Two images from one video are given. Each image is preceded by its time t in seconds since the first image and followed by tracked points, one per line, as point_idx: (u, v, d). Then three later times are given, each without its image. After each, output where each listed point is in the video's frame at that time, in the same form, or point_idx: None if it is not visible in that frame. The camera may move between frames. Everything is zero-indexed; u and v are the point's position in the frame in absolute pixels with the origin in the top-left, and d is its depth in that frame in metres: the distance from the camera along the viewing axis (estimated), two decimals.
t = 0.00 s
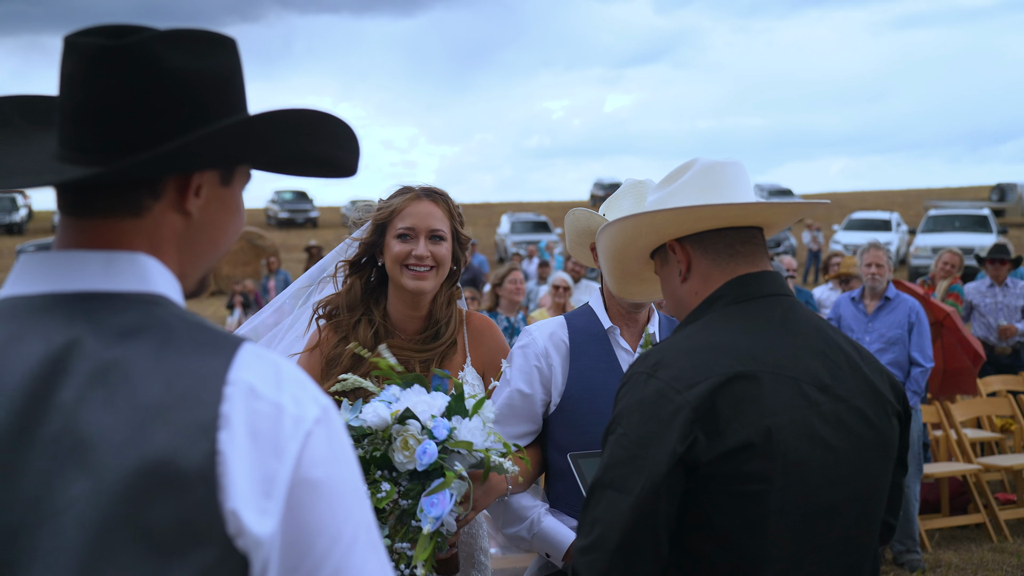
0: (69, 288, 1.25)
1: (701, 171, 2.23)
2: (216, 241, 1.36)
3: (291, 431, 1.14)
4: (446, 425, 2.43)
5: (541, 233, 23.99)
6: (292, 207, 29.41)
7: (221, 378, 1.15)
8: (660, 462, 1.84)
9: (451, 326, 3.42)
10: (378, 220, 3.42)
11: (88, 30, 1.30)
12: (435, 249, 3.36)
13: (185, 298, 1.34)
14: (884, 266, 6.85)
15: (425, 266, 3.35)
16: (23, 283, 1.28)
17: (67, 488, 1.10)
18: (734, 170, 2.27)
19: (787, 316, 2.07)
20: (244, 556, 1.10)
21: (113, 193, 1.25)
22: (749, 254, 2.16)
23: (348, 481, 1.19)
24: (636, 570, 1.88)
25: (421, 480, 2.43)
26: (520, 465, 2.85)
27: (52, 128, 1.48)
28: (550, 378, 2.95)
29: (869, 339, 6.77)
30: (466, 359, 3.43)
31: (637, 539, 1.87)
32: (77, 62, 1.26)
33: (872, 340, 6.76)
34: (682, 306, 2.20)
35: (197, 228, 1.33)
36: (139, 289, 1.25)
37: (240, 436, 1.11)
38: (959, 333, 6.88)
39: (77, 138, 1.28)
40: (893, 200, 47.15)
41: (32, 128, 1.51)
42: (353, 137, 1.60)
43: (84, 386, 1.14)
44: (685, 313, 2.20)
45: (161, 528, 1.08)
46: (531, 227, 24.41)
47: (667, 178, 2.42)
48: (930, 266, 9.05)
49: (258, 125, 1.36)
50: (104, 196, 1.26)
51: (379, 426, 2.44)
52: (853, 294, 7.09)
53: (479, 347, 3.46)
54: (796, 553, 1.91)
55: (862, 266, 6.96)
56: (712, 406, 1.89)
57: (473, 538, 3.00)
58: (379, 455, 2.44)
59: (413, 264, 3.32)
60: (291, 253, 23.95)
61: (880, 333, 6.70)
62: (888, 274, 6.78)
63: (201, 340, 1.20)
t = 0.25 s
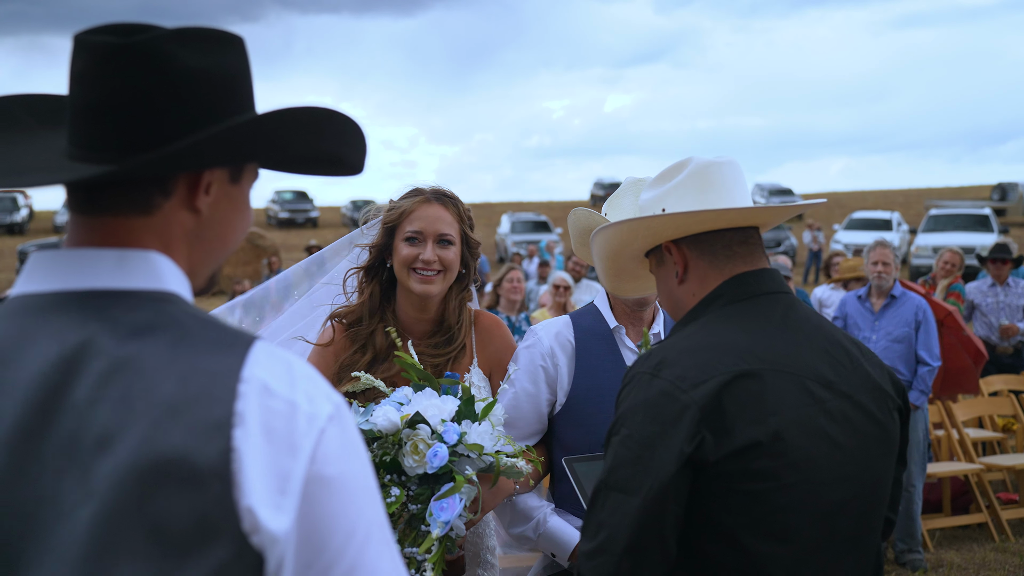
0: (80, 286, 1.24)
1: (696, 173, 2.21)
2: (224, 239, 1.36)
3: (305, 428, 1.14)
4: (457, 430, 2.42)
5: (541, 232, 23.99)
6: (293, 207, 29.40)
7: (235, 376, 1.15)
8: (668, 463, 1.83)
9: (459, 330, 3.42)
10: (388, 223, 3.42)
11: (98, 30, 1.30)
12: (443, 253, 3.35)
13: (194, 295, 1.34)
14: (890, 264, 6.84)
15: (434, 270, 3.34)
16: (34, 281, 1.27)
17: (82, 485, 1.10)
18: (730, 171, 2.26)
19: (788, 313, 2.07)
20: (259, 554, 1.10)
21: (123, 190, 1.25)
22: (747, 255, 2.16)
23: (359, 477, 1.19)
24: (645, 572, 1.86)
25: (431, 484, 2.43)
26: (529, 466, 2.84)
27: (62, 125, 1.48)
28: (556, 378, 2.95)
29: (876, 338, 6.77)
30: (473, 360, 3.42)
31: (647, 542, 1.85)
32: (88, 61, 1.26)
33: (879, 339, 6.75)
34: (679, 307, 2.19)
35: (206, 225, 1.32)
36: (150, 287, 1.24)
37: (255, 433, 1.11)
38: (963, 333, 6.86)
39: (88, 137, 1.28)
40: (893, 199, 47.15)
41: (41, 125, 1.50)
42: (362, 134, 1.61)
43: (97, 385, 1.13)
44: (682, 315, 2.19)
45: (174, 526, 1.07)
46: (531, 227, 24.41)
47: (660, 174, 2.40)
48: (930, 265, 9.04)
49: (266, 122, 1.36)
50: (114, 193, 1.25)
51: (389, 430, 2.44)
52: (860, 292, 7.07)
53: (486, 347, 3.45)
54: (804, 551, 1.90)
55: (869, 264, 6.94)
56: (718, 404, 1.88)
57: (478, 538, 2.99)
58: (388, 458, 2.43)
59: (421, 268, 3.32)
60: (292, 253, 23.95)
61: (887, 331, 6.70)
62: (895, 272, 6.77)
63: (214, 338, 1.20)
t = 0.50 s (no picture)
0: (89, 285, 1.24)
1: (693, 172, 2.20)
2: (231, 238, 1.36)
3: (316, 426, 1.15)
4: (468, 435, 2.40)
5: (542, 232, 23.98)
6: (294, 207, 29.40)
7: (245, 374, 1.15)
8: (669, 469, 1.82)
9: (466, 331, 3.41)
10: (398, 225, 3.40)
11: (105, 28, 1.30)
12: (450, 256, 3.35)
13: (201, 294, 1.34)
14: (897, 263, 6.82)
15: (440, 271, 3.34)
16: (42, 281, 1.27)
17: (92, 485, 1.10)
18: (729, 168, 2.24)
19: (787, 312, 2.07)
20: (270, 552, 1.11)
21: (131, 189, 1.25)
22: (746, 256, 2.14)
23: (369, 475, 1.19)
24: None
25: (440, 489, 2.44)
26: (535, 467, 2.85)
27: (67, 124, 1.47)
28: (559, 378, 2.95)
29: (882, 337, 6.75)
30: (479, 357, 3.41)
31: (649, 548, 1.84)
32: (97, 60, 1.26)
33: (886, 338, 6.73)
34: (676, 307, 2.17)
35: (213, 224, 1.32)
36: (159, 286, 1.24)
37: (267, 430, 1.12)
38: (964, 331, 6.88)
39: (96, 135, 1.27)
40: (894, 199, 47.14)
41: (46, 124, 1.49)
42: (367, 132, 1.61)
43: (109, 384, 1.13)
44: (678, 314, 2.18)
45: (188, 524, 1.09)
46: (532, 227, 24.41)
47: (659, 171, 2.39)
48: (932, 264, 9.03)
49: (275, 121, 1.36)
50: (122, 192, 1.25)
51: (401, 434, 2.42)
52: (866, 291, 7.07)
53: (491, 346, 3.44)
54: (807, 552, 1.90)
55: (876, 263, 6.93)
56: (718, 407, 1.88)
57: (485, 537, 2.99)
58: (400, 464, 2.43)
59: (427, 270, 3.32)
60: (292, 253, 23.96)
61: (893, 331, 6.68)
62: (901, 272, 6.75)
63: (224, 336, 1.20)
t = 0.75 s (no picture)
0: (94, 284, 1.24)
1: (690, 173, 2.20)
2: (235, 237, 1.36)
3: (320, 425, 1.15)
4: (471, 437, 2.42)
5: (542, 231, 23.98)
6: (295, 206, 29.41)
7: (250, 373, 1.15)
8: (664, 472, 1.82)
9: (470, 327, 3.42)
10: (405, 220, 3.41)
11: (114, 27, 1.31)
12: (456, 254, 3.35)
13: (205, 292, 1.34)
14: (902, 261, 6.81)
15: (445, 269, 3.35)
16: (47, 279, 1.27)
17: (95, 482, 1.10)
18: (727, 167, 2.22)
19: (784, 313, 2.06)
20: (274, 551, 1.11)
21: (136, 187, 1.25)
22: (745, 256, 2.12)
23: (372, 474, 1.19)
24: None
25: (444, 490, 2.43)
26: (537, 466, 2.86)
27: (74, 121, 1.48)
28: (560, 377, 2.95)
29: (888, 336, 6.74)
30: (482, 354, 3.41)
31: (644, 551, 1.84)
32: (104, 58, 1.26)
33: (891, 337, 6.72)
34: (676, 307, 2.17)
35: (218, 223, 1.32)
36: (163, 284, 1.24)
37: (271, 429, 1.12)
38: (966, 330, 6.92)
39: (102, 133, 1.28)
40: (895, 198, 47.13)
41: (52, 122, 1.49)
42: (372, 133, 1.61)
43: (113, 382, 1.13)
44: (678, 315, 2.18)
45: (191, 521, 1.08)
46: (533, 226, 24.41)
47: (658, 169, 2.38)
48: (932, 264, 9.03)
49: (281, 120, 1.36)
50: (127, 190, 1.25)
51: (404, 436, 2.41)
52: (870, 289, 7.07)
53: (494, 343, 3.43)
54: (805, 553, 1.90)
55: (881, 262, 6.92)
56: (714, 410, 1.87)
57: (490, 535, 2.98)
58: (405, 466, 2.43)
59: (433, 267, 3.33)
60: (293, 253, 23.95)
61: (898, 330, 6.66)
62: (906, 270, 6.74)
63: (228, 334, 1.21)
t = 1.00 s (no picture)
0: (100, 281, 1.25)
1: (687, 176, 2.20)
2: (241, 237, 1.36)
3: (326, 425, 1.16)
4: (468, 439, 2.41)
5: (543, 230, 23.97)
6: (296, 205, 29.42)
7: (255, 372, 1.16)
8: (659, 471, 1.82)
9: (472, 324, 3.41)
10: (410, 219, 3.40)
11: (122, 26, 1.31)
12: (463, 253, 3.35)
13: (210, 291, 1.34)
14: (906, 261, 6.83)
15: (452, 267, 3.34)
16: (53, 276, 1.28)
17: (99, 481, 1.09)
18: (724, 169, 2.22)
19: (785, 313, 2.04)
20: (280, 550, 1.11)
21: (142, 186, 1.25)
22: (744, 258, 2.11)
23: (376, 473, 1.19)
24: None
25: (441, 492, 2.45)
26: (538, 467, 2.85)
27: (83, 119, 1.48)
28: (564, 376, 2.95)
29: (893, 334, 6.75)
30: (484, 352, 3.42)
31: (639, 551, 1.84)
32: (113, 57, 1.26)
33: (896, 336, 6.73)
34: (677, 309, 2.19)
35: (224, 222, 1.33)
36: (169, 283, 1.25)
37: (277, 427, 1.13)
38: (967, 328, 6.97)
39: (109, 131, 1.28)
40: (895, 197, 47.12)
41: (61, 119, 1.50)
42: (380, 133, 1.61)
43: (118, 381, 1.13)
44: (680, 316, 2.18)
45: (196, 519, 1.09)
46: (533, 225, 24.41)
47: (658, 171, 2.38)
48: (932, 263, 9.02)
49: (289, 121, 1.37)
50: (134, 189, 1.26)
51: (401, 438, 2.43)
52: (875, 288, 7.07)
53: (496, 343, 3.45)
54: (803, 551, 1.89)
55: (885, 261, 6.93)
56: (709, 411, 1.87)
57: (494, 532, 3.00)
58: (401, 469, 2.45)
59: (439, 266, 3.32)
60: (294, 252, 23.96)
61: (904, 329, 6.68)
62: (910, 269, 6.76)
63: (233, 334, 1.21)
